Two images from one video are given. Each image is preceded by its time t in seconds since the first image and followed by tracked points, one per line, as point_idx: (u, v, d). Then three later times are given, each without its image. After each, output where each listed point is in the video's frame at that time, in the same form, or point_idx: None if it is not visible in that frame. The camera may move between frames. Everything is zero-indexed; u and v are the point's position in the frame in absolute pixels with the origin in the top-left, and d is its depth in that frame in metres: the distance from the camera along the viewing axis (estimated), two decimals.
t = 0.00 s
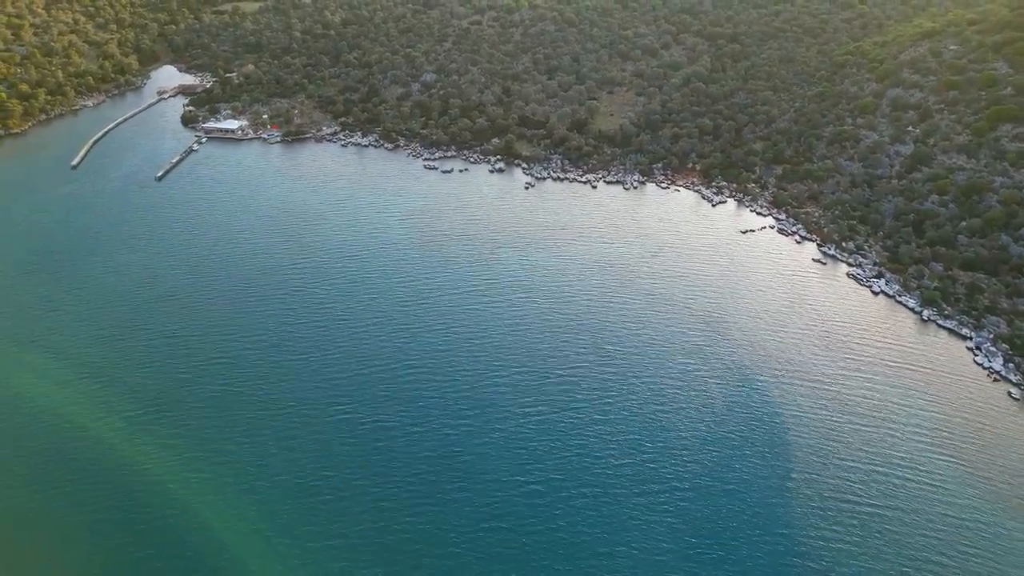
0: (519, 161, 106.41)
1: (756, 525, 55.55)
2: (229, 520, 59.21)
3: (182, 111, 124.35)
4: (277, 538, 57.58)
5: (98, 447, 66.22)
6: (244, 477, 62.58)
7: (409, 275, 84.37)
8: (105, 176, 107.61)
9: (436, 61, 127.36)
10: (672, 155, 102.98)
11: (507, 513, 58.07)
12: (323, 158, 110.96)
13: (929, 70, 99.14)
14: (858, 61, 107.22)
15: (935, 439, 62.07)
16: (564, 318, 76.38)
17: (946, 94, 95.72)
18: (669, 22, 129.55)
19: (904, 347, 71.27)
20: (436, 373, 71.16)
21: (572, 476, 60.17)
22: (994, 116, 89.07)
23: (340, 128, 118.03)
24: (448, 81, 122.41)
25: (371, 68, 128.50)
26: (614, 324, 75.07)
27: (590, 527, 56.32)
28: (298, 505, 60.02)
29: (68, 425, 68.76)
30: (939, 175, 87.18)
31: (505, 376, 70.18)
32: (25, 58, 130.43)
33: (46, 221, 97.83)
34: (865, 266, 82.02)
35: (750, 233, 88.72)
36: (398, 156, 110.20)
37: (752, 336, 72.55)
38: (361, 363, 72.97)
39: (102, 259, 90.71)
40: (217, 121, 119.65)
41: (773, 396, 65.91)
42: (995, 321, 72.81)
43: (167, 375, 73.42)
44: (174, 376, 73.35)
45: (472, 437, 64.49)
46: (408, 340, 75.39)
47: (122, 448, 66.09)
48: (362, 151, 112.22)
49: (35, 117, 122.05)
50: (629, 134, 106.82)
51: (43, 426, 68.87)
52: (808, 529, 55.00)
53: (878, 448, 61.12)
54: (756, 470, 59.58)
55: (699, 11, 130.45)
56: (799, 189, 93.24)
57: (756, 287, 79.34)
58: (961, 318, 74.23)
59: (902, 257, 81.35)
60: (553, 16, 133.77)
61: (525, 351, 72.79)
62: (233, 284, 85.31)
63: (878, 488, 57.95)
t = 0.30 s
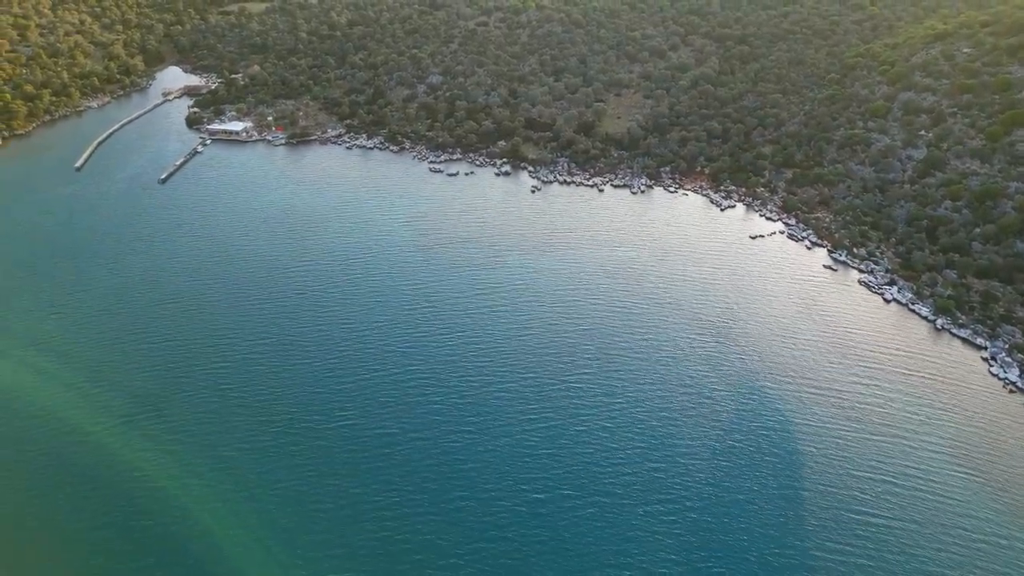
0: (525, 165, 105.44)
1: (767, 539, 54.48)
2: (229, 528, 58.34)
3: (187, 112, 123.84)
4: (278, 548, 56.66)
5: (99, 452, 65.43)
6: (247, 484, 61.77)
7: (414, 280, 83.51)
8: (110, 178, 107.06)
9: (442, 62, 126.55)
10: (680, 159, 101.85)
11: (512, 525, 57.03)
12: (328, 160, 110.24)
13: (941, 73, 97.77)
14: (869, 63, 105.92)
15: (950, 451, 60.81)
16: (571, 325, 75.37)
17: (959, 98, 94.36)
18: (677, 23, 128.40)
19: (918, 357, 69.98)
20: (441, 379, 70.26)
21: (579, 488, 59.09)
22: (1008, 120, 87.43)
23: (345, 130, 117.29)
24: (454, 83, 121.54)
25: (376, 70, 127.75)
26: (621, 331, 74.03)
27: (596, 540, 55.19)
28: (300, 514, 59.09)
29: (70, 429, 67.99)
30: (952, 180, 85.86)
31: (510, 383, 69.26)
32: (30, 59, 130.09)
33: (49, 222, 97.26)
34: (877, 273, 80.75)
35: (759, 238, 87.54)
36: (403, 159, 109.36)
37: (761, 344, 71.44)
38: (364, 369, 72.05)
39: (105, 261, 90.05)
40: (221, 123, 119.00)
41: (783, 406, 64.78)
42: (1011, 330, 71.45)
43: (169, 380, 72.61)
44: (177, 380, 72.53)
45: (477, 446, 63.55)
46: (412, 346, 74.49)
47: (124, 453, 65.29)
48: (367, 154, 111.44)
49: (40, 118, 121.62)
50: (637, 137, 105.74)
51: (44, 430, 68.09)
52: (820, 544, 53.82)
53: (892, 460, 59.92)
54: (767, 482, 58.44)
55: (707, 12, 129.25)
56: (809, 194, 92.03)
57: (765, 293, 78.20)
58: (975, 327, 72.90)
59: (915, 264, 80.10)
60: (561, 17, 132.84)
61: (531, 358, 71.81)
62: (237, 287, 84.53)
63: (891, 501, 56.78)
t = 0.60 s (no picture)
0: (532, 168, 104.51)
1: (779, 553, 53.58)
2: (231, 536, 57.59)
3: (192, 114, 123.34)
4: (281, 557, 55.90)
5: (101, 457, 64.77)
6: (250, 491, 61.02)
7: (419, 284, 82.66)
8: (114, 180, 106.59)
9: (448, 63, 125.69)
10: (689, 162, 100.71)
11: (518, 537, 56.08)
12: (334, 162, 109.54)
13: (955, 76, 96.51)
14: (881, 66, 104.65)
15: (965, 463, 59.79)
16: (577, 331, 74.37)
17: (973, 101, 93.30)
18: (685, 24, 127.24)
19: (933, 367, 68.83)
20: (445, 386, 69.37)
21: (587, 499, 58.12)
22: None
23: (350, 133, 116.55)
24: (461, 85, 120.71)
25: (382, 71, 126.98)
26: (628, 338, 73.08)
27: (605, 554, 54.30)
28: (304, 523, 58.25)
29: (71, 433, 67.34)
30: (966, 186, 84.88)
31: (516, 391, 68.35)
32: (36, 59, 129.79)
33: (53, 224, 96.73)
34: (889, 280, 79.51)
35: (769, 244, 86.37)
36: (409, 162, 108.57)
37: (771, 353, 70.35)
38: (368, 375, 71.18)
39: (108, 263, 89.45)
40: (227, 125, 118.40)
41: (794, 416, 63.73)
42: None
43: (172, 384, 71.88)
44: (179, 384, 71.82)
45: (482, 454, 62.63)
46: (416, 352, 73.60)
47: (126, 458, 64.61)
48: (373, 156, 110.70)
49: (45, 119, 121.29)
50: (645, 140, 104.63)
51: (45, 434, 67.49)
52: (834, 560, 52.85)
53: (906, 472, 58.90)
54: (778, 495, 57.47)
55: (716, 13, 128.02)
56: (820, 199, 90.75)
57: (776, 301, 77.09)
58: (991, 336, 71.64)
59: (929, 271, 78.87)
60: (568, 18, 131.83)
61: (537, 365, 70.86)
62: (240, 291, 83.78)
63: (905, 515, 55.81)
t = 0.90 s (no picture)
0: (538, 171, 103.64)
1: (792, 566, 52.67)
2: (233, 543, 56.80)
3: (197, 115, 122.90)
4: (283, 566, 55.12)
5: (102, 461, 64.04)
6: (254, 496, 60.32)
7: (423, 288, 81.98)
8: (119, 182, 106.08)
9: (454, 65, 124.93)
10: (697, 166, 99.67)
11: (524, 548, 55.18)
12: (339, 164, 108.88)
13: (967, 79, 95.79)
14: (891, 68, 103.48)
15: (980, 474, 58.81)
16: (582, 338, 73.45)
17: (986, 105, 92.39)
18: (693, 25, 126.15)
19: (947, 376, 67.76)
20: (451, 392, 68.61)
21: (595, 510, 57.20)
22: None
23: (356, 135, 115.78)
24: (467, 87, 119.97)
25: (388, 73, 126.33)
26: (636, 345, 72.13)
27: (613, 566, 53.36)
28: (306, 531, 57.43)
29: (73, 436, 66.65)
30: (980, 191, 83.89)
31: (521, 397, 67.52)
32: (42, 60, 129.53)
33: (56, 226, 96.20)
34: (902, 287, 78.38)
35: (779, 249, 85.25)
36: (415, 164, 107.79)
37: (781, 361, 69.30)
38: (371, 382, 70.35)
39: (111, 265, 88.84)
40: (232, 127, 117.92)
41: (805, 426, 62.70)
42: None
43: (175, 387, 71.20)
44: (182, 387, 71.20)
45: (487, 461, 61.78)
46: (421, 357, 72.80)
47: (128, 462, 63.91)
48: (378, 158, 109.94)
49: (50, 120, 120.94)
50: (653, 143, 103.58)
51: (46, 436, 66.83)
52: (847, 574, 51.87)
53: (919, 484, 57.92)
54: (789, 506, 56.50)
55: (725, 14, 126.92)
56: (830, 204, 89.61)
57: (786, 307, 76.03)
58: (1006, 345, 70.47)
59: (942, 278, 77.73)
60: (575, 20, 130.93)
61: (542, 371, 69.98)
62: (244, 294, 83.11)
63: (920, 528, 54.84)
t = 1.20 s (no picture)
0: (546, 174, 102.59)
1: None
2: (235, 552, 55.98)
3: (204, 116, 122.49)
4: None
5: (103, 466, 63.30)
6: (256, 504, 59.48)
7: (429, 293, 81.11)
8: (125, 183, 105.58)
9: (462, 66, 124.05)
10: (707, 170, 98.46)
11: (531, 561, 54.18)
12: (346, 167, 108.09)
13: (982, 83, 94.52)
14: (905, 71, 102.04)
15: (998, 489, 57.68)
16: (590, 345, 72.42)
17: (1003, 108, 90.93)
18: (704, 26, 124.92)
19: (963, 386, 66.48)
20: (457, 400, 67.70)
21: (603, 523, 56.16)
22: None
23: (362, 137, 115.00)
24: (475, 89, 119.08)
25: (396, 74, 125.60)
26: (645, 353, 71.07)
27: None
28: (309, 540, 56.53)
29: (75, 440, 65.93)
30: (997, 197, 82.51)
31: (528, 405, 66.54)
32: (49, 61, 129.31)
33: (61, 227, 95.69)
34: (917, 295, 77.06)
35: (790, 256, 83.96)
36: (421, 167, 106.86)
37: (793, 370, 68.11)
38: (376, 388, 69.46)
39: (116, 267, 88.20)
40: (238, 128, 117.31)
41: (817, 437, 61.61)
42: None
43: (178, 392, 70.44)
44: (185, 391, 70.44)
45: (494, 471, 60.84)
46: (426, 364, 71.90)
47: (129, 467, 63.14)
48: (385, 161, 109.11)
49: (57, 121, 120.62)
50: (662, 146, 102.41)
51: (47, 439, 66.13)
52: None
53: (935, 498, 56.82)
54: (803, 520, 55.44)
55: (735, 15, 125.57)
56: (843, 209, 88.32)
57: (797, 315, 74.81)
58: None
59: (958, 286, 76.39)
60: (584, 21, 129.90)
61: (549, 379, 68.99)
62: (248, 297, 82.37)
63: (936, 543, 53.75)
